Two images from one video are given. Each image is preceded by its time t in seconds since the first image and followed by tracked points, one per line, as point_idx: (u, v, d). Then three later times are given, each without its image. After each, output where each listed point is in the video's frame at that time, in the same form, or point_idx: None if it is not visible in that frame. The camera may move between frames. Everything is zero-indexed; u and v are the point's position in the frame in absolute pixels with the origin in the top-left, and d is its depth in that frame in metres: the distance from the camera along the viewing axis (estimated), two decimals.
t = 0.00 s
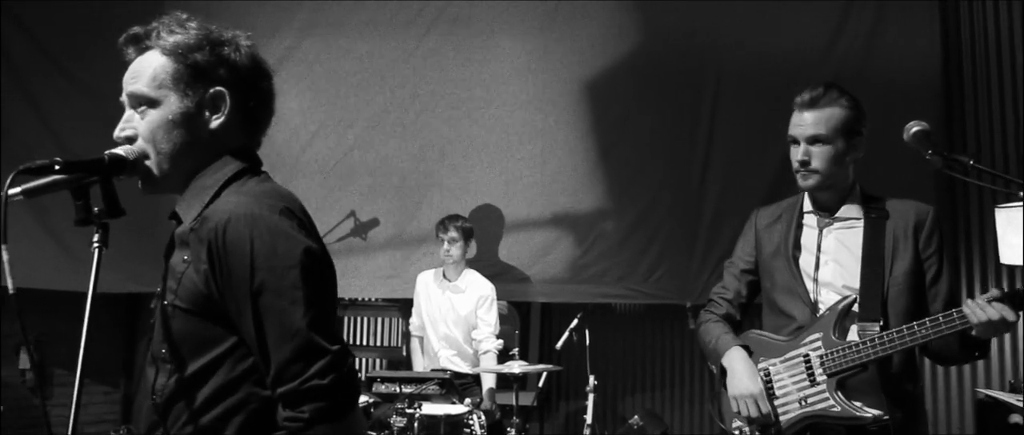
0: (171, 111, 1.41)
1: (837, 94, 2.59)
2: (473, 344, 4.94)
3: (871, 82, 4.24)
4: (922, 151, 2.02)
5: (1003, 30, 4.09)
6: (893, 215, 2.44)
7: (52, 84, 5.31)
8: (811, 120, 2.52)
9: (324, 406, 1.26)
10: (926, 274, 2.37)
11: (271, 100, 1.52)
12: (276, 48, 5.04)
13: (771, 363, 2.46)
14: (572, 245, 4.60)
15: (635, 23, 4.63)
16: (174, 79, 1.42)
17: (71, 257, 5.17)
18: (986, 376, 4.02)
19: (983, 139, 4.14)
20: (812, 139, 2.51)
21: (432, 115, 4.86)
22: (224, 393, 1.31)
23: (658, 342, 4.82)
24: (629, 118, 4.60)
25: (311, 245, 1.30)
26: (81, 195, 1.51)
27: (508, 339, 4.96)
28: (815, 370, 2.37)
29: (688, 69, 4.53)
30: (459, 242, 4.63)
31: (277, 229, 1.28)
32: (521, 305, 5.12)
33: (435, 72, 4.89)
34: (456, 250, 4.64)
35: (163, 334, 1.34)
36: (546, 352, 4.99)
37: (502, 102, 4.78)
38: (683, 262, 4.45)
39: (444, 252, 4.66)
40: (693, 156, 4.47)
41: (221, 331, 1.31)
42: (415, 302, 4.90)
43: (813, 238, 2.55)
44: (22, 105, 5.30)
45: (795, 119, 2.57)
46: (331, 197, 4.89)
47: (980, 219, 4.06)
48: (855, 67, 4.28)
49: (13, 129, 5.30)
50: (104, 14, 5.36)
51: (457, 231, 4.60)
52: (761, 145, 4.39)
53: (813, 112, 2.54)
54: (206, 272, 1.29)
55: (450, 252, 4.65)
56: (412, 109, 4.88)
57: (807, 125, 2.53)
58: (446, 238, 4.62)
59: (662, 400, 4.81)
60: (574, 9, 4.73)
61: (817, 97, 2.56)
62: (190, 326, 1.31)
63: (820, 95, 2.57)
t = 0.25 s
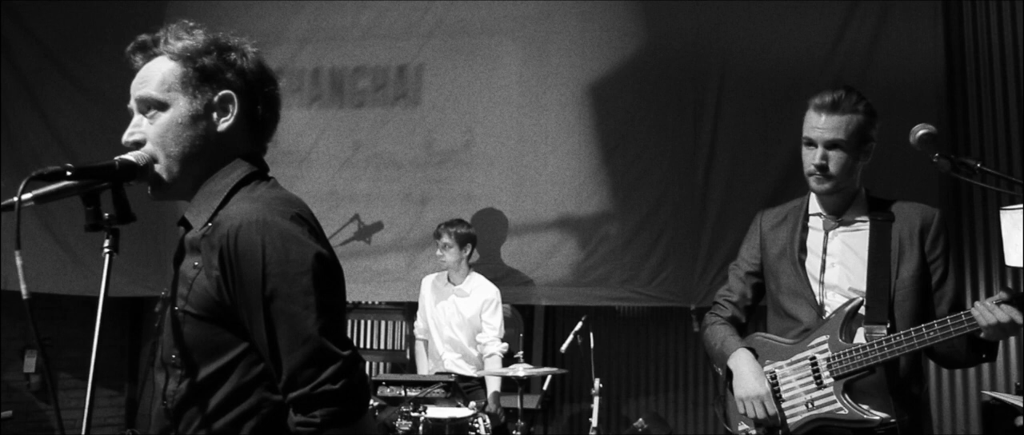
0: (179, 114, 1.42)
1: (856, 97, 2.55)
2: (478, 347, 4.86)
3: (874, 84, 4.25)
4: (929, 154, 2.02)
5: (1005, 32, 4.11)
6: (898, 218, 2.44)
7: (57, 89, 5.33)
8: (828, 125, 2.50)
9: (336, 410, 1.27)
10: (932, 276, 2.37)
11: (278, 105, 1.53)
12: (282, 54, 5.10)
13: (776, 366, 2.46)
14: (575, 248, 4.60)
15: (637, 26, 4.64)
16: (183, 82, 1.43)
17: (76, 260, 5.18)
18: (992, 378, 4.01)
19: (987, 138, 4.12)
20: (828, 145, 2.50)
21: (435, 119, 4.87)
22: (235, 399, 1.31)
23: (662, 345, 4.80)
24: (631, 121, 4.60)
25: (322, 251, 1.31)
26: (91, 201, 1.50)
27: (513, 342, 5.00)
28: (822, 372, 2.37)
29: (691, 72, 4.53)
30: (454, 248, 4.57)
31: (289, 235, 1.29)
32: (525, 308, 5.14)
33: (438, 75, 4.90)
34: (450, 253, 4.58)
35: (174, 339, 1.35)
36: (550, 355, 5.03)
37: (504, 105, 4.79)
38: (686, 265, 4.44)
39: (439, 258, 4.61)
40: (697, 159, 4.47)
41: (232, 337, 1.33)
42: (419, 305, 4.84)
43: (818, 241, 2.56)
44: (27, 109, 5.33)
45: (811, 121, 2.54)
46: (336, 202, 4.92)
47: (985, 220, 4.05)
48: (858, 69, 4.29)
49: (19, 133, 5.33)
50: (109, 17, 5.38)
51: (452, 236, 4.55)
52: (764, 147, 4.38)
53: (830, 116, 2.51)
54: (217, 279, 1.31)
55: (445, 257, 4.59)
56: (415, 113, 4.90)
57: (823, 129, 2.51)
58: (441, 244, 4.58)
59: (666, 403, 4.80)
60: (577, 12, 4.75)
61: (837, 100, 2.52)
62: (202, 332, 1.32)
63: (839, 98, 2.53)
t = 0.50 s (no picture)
0: (198, 121, 1.43)
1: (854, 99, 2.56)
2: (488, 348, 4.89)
3: (884, 86, 4.24)
4: (942, 157, 2.01)
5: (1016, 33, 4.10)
6: (909, 220, 2.43)
7: (68, 92, 5.36)
8: (829, 131, 2.53)
9: (350, 414, 1.27)
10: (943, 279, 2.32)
11: (292, 111, 1.55)
12: (292, 58, 5.14)
13: (786, 368, 2.46)
14: (584, 251, 4.60)
15: (646, 29, 4.64)
16: (202, 89, 1.44)
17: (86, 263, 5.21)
18: (1004, 381, 3.99)
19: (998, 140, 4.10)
20: (832, 151, 2.52)
21: (444, 122, 4.89)
22: (253, 403, 1.32)
23: (670, 348, 4.80)
24: (640, 124, 4.60)
25: (336, 255, 1.31)
26: (106, 204, 1.51)
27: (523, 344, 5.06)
28: (829, 374, 2.37)
29: (701, 74, 4.53)
30: (460, 247, 4.59)
31: (303, 240, 1.30)
32: (534, 310, 5.14)
33: (447, 79, 4.91)
34: (456, 251, 4.60)
35: (191, 345, 1.35)
36: (560, 357, 5.02)
37: (513, 109, 4.80)
38: (695, 268, 4.43)
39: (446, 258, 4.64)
40: (706, 161, 4.46)
41: (247, 342, 1.33)
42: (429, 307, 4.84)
43: (829, 244, 2.56)
44: (38, 111, 5.36)
45: (812, 130, 2.57)
46: (345, 204, 4.93)
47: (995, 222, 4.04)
48: (868, 70, 4.27)
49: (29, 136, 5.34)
50: (119, 21, 5.41)
51: (458, 236, 4.58)
52: (774, 149, 4.37)
53: (830, 122, 2.54)
54: (234, 284, 1.32)
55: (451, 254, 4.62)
56: (425, 117, 4.92)
57: (826, 136, 2.53)
58: (449, 243, 4.60)
59: (675, 406, 4.79)
60: (585, 16, 4.75)
61: (834, 105, 2.54)
62: (217, 337, 1.33)
63: (837, 103, 2.55)
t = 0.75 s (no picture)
0: (216, 130, 1.44)
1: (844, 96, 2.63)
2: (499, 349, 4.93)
3: (895, 85, 4.22)
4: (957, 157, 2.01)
5: None
6: (923, 219, 2.42)
7: (81, 96, 5.40)
8: (823, 127, 2.57)
9: (369, 417, 1.27)
10: (957, 277, 2.30)
11: (311, 120, 1.56)
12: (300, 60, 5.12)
13: (798, 368, 2.46)
14: (594, 252, 4.60)
15: (655, 30, 4.63)
16: (220, 98, 1.45)
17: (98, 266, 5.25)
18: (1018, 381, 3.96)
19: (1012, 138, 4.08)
20: (831, 145, 2.56)
21: (453, 124, 4.89)
22: (276, 407, 1.33)
23: (681, 349, 4.79)
24: (650, 125, 4.60)
25: (353, 258, 1.33)
26: (123, 208, 1.52)
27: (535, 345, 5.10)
28: (838, 375, 2.36)
29: (710, 74, 4.52)
30: (473, 250, 4.60)
31: (323, 245, 1.31)
32: (543, 312, 5.22)
33: (456, 81, 4.91)
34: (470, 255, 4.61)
35: (211, 354, 1.37)
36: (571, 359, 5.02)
37: (522, 110, 4.81)
38: (706, 269, 4.42)
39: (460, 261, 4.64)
40: (716, 162, 4.46)
41: (267, 348, 1.35)
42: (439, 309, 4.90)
43: (842, 245, 2.57)
44: (51, 115, 5.39)
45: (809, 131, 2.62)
46: (355, 207, 4.93)
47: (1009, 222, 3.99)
48: (879, 70, 4.26)
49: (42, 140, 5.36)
50: (132, 27, 5.46)
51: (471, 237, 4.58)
52: (784, 149, 4.36)
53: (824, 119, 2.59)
54: (251, 291, 1.33)
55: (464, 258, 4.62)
56: (434, 118, 4.91)
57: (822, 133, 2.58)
58: (461, 246, 4.61)
59: (687, 407, 4.78)
60: (594, 17, 4.75)
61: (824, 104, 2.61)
62: (236, 344, 1.35)
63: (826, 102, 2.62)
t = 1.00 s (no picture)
0: (229, 128, 1.45)
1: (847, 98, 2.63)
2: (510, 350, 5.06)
3: (907, 83, 4.21)
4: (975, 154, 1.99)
5: None
6: (940, 217, 2.40)
7: (91, 97, 5.42)
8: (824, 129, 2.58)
9: (387, 415, 1.28)
10: (975, 275, 2.28)
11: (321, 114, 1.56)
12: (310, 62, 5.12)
13: (815, 368, 2.47)
14: (605, 252, 4.59)
15: (665, 29, 4.63)
16: (232, 96, 1.45)
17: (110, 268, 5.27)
18: None
19: None
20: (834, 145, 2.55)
21: (464, 125, 4.89)
22: (291, 404, 1.34)
23: (692, 349, 4.78)
24: (661, 124, 4.59)
25: (371, 258, 1.34)
26: (140, 210, 1.52)
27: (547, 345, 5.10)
28: (854, 374, 2.36)
29: (722, 74, 4.51)
30: (491, 255, 4.69)
31: (339, 243, 1.31)
32: (555, 313, 5.21)
33: (467, 82, 4.92)
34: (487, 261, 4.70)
35: (228, 349, 1.38)
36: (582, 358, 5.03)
37: (532, 111, 4.81)
38: (718, 269, 4.42)
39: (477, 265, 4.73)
40: (727, 161, 4.45)
41: (284, 345, 1.35)
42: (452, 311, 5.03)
43: (857, 243, 2.56)
44: (63, 117, 5.36)
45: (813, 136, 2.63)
46: (366, 208, 4.92)
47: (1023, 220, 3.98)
48: (890, 67, 4.25)
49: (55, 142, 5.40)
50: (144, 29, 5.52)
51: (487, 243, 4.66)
52: (795, 149, 4.36)
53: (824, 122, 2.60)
54: (269, 288, 1.33)
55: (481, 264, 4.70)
56: (445, 119, 4.91)
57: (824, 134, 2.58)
58: (478, 252, 4.68)
59: (699, 406, 4.78)
60: (606, 18, 4.75)
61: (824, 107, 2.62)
62: (253, 340, 1.35)
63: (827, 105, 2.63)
